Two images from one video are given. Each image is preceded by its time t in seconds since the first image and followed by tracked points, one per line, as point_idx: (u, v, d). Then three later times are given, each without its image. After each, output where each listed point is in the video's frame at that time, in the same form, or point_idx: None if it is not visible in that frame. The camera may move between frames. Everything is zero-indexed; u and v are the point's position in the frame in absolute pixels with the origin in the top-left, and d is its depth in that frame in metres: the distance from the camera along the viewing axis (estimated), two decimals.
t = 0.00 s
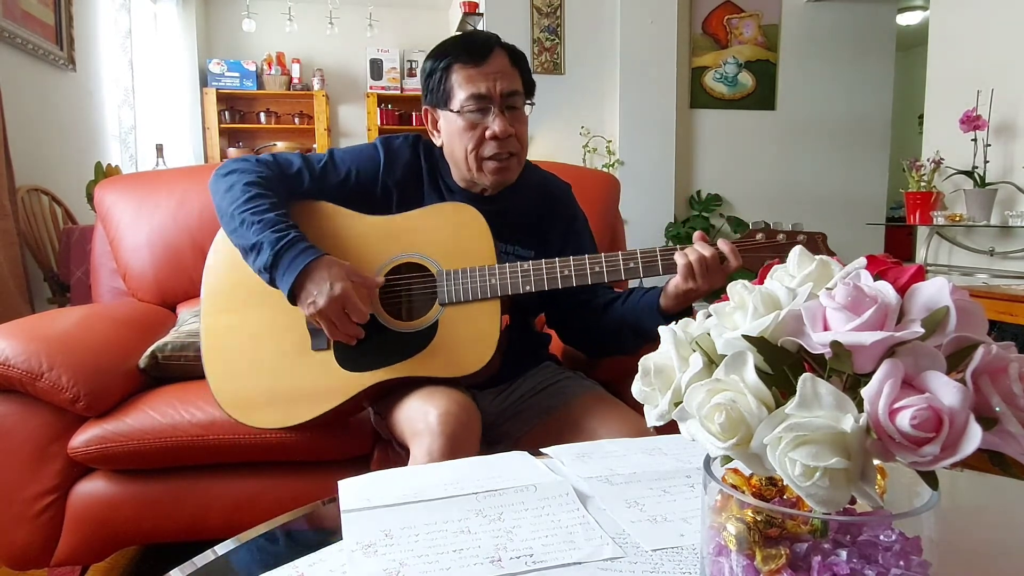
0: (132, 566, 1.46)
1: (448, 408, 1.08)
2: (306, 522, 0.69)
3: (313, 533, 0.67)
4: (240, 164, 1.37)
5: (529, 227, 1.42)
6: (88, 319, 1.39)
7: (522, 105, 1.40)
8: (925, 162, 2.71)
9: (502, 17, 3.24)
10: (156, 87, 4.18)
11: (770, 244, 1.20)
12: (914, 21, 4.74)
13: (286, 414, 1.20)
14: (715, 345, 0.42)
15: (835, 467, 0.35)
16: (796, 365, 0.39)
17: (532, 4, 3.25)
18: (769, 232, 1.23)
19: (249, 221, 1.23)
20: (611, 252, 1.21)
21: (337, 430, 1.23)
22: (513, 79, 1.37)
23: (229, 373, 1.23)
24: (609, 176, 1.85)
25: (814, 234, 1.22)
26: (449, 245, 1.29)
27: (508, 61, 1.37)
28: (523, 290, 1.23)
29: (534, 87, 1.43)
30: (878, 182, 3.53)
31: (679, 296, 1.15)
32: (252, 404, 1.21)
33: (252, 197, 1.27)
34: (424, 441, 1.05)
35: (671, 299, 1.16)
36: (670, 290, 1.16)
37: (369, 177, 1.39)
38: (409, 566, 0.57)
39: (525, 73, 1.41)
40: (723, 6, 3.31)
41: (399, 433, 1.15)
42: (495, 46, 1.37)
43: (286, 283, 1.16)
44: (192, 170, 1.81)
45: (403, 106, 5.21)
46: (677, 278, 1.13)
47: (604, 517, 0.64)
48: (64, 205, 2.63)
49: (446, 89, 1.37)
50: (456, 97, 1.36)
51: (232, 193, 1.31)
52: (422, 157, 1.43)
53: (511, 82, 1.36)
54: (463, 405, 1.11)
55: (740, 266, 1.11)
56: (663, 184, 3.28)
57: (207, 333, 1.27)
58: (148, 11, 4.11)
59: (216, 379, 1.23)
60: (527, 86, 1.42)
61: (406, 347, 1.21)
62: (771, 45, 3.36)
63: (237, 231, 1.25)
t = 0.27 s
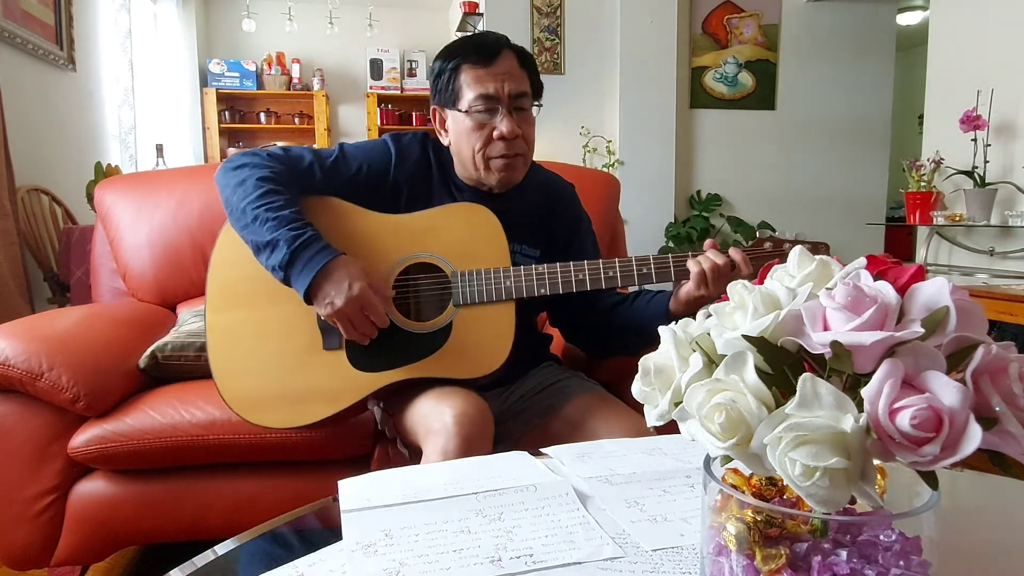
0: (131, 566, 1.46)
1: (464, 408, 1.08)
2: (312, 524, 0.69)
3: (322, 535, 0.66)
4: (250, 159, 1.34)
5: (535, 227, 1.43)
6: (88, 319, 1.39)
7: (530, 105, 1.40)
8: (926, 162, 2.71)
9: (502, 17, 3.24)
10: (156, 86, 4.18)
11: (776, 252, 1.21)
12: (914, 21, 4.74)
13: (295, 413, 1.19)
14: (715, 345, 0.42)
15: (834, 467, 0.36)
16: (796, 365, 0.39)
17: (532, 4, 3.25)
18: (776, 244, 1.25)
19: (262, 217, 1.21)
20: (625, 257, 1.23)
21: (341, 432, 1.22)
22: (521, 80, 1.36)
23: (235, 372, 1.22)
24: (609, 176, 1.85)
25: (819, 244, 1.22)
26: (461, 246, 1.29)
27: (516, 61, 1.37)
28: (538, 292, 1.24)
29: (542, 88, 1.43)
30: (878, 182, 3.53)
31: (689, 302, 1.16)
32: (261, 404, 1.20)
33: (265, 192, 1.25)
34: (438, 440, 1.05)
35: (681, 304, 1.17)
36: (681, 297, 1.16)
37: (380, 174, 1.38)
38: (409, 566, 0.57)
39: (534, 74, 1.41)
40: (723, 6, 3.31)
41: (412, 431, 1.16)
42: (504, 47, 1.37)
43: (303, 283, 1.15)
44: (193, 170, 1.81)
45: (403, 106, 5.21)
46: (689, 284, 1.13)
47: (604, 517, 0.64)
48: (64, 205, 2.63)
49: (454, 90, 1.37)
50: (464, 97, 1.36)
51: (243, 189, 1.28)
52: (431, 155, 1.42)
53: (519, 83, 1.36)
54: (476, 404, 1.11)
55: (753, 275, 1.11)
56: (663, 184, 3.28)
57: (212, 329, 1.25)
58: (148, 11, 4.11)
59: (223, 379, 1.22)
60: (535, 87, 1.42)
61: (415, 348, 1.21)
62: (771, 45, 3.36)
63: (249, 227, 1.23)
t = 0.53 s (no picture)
0: (131, 566, 1.46)
1: (472, 413, 1.08)
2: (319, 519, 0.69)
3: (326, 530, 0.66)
4: (252, 163, 1.33)
5: (538, 227, 1.43)
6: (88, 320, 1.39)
7: (533, 106, 1.39)
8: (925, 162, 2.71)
9: (502, 17, 3.24)
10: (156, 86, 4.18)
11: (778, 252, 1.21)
12: (914, 21, 4.74)
13: (298, 415, 1.18)
14: (715, 345, 0.42)
15: (834, 467, 0.35)
16: (796, 365, 0.39)
17: (531, 4, 3.25)
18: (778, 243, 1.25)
19: (267, 225, 1.20)
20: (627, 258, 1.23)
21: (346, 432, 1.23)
22: (526, 81, 1.36)
23: (237, 374, 1.20)
24: (609, 176, 1.85)
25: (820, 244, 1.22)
26: (465, 249, 1.29)
27: (521, 63, 1.37)
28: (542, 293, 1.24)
29: (546, 88, 1.43)
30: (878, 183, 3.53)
31: (692, 302, 1.15)
32: (264, 406, 1.19)
33: (269, 198, 1.24)
34: (447, 443, 1.05)
35: (683, 304, 1.16)
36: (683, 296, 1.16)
37: (385, 175, 1.37)
38: (409, 566, 0.57)
39: (538, 74, 1.40)
40: (723, 6, 3.31)
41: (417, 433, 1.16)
42: (508, 48, 1.37)
43: (308, 290, 1.14)
44: (193, 170, 1.81)
45: (403, 107, 5.21)
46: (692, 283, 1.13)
47: (604, 517, 0.64)
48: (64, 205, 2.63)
49: (458, 90, 1.37)
50: (468, 97, 1.36)
51: (247, 195, 1.27)
52: (435, 156, 1.42)
53: (523, 84, 1.36)
54: (484, 408, 1.11)
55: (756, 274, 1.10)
56: (663, 184, 3.28)
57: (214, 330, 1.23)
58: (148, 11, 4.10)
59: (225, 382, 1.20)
60: (539, 88, 1.42)
61: (421, 351, 1.21)
62: (771, 45, 3.36)
63: (254, 234, 1.22)
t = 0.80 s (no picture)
0: (131, 566, 1.46)
1: (465, 409, 1.08)
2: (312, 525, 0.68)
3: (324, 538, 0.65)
4: (247, 164, 1.34)
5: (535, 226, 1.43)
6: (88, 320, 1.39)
7: (526, 102, 1.40)
8: (926, 162, 2.71)
9: (501, 17, 3.24)
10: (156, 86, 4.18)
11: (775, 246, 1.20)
12: (914, 21, 4.74)
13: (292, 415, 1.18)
14: (715, 345, 0.42)
15: (834, 467, 0.35)
16: (795, 365, 0.39)
17: (531, 4, 3.25)
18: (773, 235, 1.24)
19: (259, 221, 1.21)
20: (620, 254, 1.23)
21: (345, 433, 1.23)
22: (517, 77, 1.36)
23: (233, 375, 1.21)
24: (609, 175, 1.85)
25: (816, 236, 1.22)
26: (458, 247, 1.29)
27: (512, 59, 1.37)
28: (535, 290, 1.24)
29: (538, 84, 1.43)
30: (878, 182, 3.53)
31: (686, 296, 1.16)
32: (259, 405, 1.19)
33: (262, 196, 1.25)
34: (438, 442, 1.05)
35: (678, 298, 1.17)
36: (678, 290, 1.16)
37: (379, 174, 1.38)
38: (409, 566, 0.57)
39: (529, 70, 1.41)
40: (723, 6, 3.30)
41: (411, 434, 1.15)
42: (500, 44, 1.37)
43: (298, 284, 1.14)
44: (192, 170, 1.81)
45: (403, 107, 5.22)
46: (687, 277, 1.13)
47: (604, 517, 0.64)
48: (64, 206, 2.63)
49: (450, 88, 1.38)
50: (460, 94, 1.36)
51: (240, 194, 1.28)
52: (429, 155, 1.42)
53: (514, 80, 1.36)
54: (476, 405, 1.11)
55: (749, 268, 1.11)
56: (662, 184, 3.28)
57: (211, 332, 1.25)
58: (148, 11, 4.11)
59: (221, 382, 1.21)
60: (531, 84, 1.42)
61: (415, 347, 1.20)
62: (771, 45, 3.36)
63: (246, 231, 1.23)
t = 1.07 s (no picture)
0: (131, 566, 1.46)
1: (454, 408, 1.08)
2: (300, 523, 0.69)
3: (309, 533, 0.67)
4: (232, 177, 1.37)
5: (524, 222, 1.42)
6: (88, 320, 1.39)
7: (507, 98, 1.40)
8: (926, 162, 2.71)
9: (502, 17, 3.24)
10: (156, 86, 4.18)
11: (760, 226, 1.20)
12: (914, 21, 4.75)
13: (285, 417, 1.17)
14: (715, 345, 0.42)
15: (834, 467, 0.35)
16: (795, 365, 0.39)
17: (531, 4, 3.25)
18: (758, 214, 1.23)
19: (242, 230, 1.24)
20: (604, 241, 1.20)
21: (340, 433, 1.23)
22: (496, 74, 1.37)
23: (227, 379, 1.22)
24: (609, 176, 1.85)
25: (801, 215, 1.22)
26: (444, 244, 1.29)
27: (490, 56, 1.38)
28: (520, 282, 1.22)
29: (518, 80, 1.43)
30: (878, 182, 3.53)
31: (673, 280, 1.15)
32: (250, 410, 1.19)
33: (245, 206, 1.28)
34: (429, 442, 1.05)
35: (665, 284, 1.16)
36: (664, 275, 1.16)
37: (363, 180, 1.40)
38: (409, 566, 0.57)
39: (509, 67, 1.41)
40: (723, 6, 3.30)
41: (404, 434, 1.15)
42: (478, 42, 1.38)
43: (280, 288, 1.17)
44: (192, 170, 1.81)
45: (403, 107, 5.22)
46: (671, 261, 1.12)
47: (604, 517, 0.64)
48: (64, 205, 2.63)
49: (430, 87, 1.39)
50: (440, 93, 1.37)
51: (225, 206, 1.31)
52: (413, 159, 1.44)
53: (494, 77, 1.37)
54: (467, 404, 1.11)
55: (731, 247, 1.10)
56: (662, 184, 3.28)
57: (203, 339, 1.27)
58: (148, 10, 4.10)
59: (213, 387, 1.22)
60: (512, 80, 1.43)
61: (403, 346, 1.20)
62: (771, 45, 3.36)
63: (230, 242, 1.26)
